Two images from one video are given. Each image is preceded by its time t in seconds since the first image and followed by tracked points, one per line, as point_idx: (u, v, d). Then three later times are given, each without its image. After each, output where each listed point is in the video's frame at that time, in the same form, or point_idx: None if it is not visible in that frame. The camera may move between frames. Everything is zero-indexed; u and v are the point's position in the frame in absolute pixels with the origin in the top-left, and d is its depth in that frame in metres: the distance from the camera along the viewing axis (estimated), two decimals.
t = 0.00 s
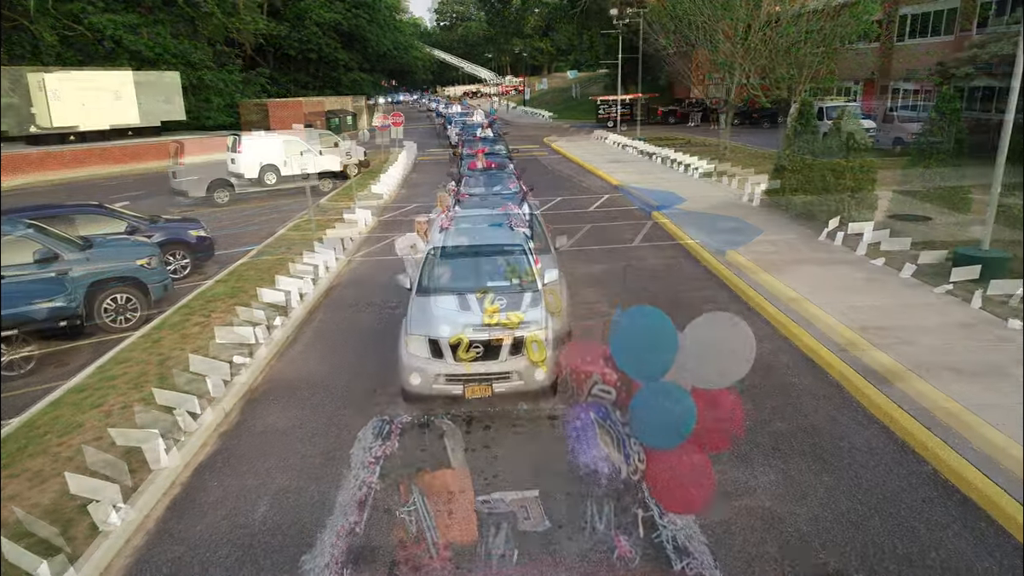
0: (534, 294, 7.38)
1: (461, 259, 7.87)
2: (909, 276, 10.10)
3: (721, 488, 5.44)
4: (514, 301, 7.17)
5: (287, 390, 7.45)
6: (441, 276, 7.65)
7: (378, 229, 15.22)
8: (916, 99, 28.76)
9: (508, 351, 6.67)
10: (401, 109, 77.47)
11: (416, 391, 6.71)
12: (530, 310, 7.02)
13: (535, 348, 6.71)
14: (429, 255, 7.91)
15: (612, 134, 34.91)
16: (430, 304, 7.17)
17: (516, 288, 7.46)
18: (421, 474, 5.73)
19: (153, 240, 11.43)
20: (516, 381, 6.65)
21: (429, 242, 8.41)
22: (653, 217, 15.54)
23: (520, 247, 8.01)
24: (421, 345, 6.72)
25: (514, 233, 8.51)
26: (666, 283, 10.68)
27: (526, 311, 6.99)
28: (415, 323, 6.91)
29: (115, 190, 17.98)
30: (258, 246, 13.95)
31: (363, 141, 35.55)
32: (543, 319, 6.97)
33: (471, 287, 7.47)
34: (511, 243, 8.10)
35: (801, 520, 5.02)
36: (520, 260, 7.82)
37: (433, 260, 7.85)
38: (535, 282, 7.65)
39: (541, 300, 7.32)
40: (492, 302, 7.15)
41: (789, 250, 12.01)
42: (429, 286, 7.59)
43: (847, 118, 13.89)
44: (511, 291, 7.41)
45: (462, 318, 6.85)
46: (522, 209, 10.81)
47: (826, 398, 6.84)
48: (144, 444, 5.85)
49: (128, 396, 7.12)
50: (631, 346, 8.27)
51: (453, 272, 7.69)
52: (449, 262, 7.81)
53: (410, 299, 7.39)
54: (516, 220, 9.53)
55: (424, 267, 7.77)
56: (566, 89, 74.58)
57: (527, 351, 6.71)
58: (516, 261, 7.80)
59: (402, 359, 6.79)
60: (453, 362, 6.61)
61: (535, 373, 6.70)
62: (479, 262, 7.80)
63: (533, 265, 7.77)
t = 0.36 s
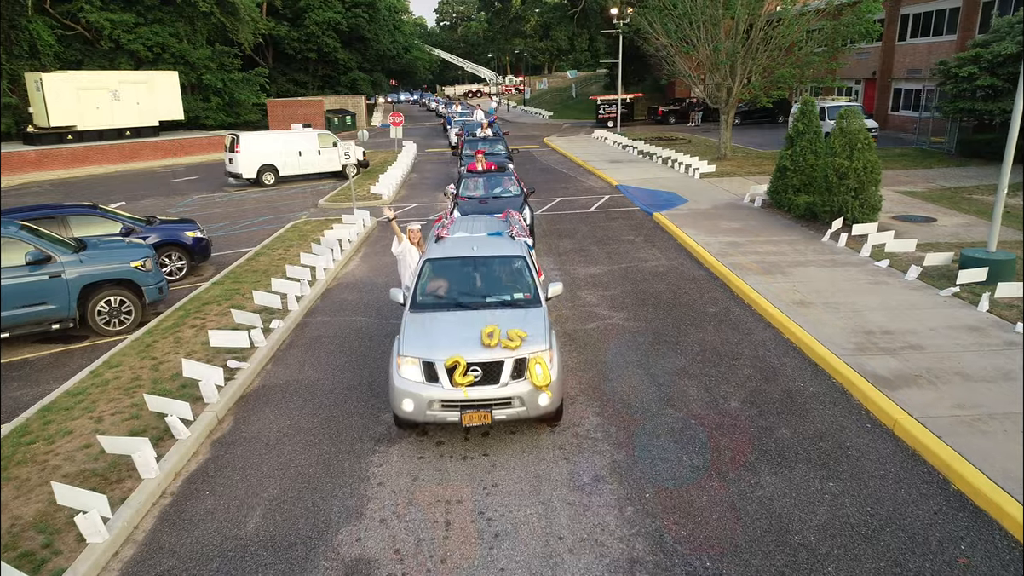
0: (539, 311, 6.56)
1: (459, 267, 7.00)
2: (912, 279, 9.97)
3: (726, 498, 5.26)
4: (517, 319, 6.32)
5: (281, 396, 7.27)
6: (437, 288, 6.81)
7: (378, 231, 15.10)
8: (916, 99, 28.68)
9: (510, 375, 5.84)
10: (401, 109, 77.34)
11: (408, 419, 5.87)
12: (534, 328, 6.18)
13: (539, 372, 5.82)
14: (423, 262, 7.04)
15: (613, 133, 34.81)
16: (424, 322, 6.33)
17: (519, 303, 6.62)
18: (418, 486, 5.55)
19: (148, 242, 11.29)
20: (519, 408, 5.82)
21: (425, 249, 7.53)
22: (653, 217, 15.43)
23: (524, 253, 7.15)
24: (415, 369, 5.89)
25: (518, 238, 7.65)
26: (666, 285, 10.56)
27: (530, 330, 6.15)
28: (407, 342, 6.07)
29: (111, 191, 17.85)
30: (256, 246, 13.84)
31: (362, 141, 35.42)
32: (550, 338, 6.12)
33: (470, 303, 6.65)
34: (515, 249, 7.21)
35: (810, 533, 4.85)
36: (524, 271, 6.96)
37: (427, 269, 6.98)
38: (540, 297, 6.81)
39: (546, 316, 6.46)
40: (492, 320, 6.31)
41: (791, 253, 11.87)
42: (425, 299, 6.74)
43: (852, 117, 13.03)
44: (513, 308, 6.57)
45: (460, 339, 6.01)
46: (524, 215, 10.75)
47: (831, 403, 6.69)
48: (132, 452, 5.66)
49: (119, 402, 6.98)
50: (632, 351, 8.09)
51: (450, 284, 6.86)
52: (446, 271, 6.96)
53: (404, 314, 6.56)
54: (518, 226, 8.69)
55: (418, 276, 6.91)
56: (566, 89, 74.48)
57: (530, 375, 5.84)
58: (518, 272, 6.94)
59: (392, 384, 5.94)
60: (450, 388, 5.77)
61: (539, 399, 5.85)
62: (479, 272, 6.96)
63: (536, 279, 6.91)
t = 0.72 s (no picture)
0: (544, 332, 6.00)
1: (457, 283, 6.46)
2: (920, 282, 9.81)
3: (734, 512, 5.09)
4: (521, 342, 5.76)
5: (277, 403, 7.12)
6: (434, 307, 6.27)
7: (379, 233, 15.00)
8: (919, 99, 28.46)
9: (514, 406, 5.29)
10: (400, 109, 77.12)
11: (401, 456, 5.29)
12: (540, 353, 5.62)
13: (546, 403, 5.26)
14: (418, 278, 6.50)
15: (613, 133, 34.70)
16: (419, 346, 5.78)
17: (523, 324, 6.07)
18: (417, 498, 5.40)
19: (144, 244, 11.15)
20: (523, 443, 5.25)
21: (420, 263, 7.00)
22: (654, 218, 15.28)
23: (528, 268, 6.60)
24: (408, 400, 5.32)
25: (520, 251, 7.12)
26: (669, 288, 10.41)
27: (535, 355, 5.59)
28: (399, 369, 5.51)
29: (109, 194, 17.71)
30: (254, 248, 13.70)
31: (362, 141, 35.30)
32: (557, 364, 5.56)
33: (469, 323, 6.09)
34: (517, 264, 6.67)
35: (822, 549, 4.68)
36: (527, 287, 6.42)
37: (422, 285, 6.44)
38: (546, 315, 6.24)
39: (553, 338, 5.90)
40: (493, 344, 5.75)
41: (795, 255, 11.73)
42: (419, 319, 6.19)
43: (857, 117, 12.83)
44: (517, 329, 6.01)
45: (458, 366, 5.45)
46: (526, 221, 10.59)
47: (840, 411, 6.53)
48: (124, 462, 5.51)
49: (112, 409, 6.83)
50: (635, 356, 7.95)
51: (448, 303, 6.31)
52: (443, 288, 6.42)
53: (397, 336, 6.00)
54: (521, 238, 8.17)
55: (412, 294, 6.36)
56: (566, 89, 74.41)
57: (535, 407, 5.29)
58: (522, 289, 6.40)
59: (383, 416, 5.37)
60: (447, 421, 5.20)
61: (546, 433, 5.30)
62: (479, 289, 6.41)
63: (541, 296, 6.36)
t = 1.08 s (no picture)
0: (552, 360, 5.44)
1: (457, 302, 5.89)
2: (927, 286, 9.66)
3: (743, 523, 4.98)
4: (527, 373, 5.21)
5: (274, 411, 6.98)
6: (431, 330, 5.71)
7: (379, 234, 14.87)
8: (922, 99, 28.26)
9: (520, 445, 4.74)
10: (400, 109, 77.03)
11: (392, 502, 4.73)
12: (548, 386, 5.07)
13: (556, 444, 4.72)
14: (413, 297, 5.92)
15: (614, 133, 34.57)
16: (414, 376, 5.22)
17: (529, 350, 5.52)
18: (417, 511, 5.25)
19: (140, 247, 11.01)
20: (531, 488, 4.70)
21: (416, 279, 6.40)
22: (656, 220, 15.12)
23: (534, 286, 6.04)
24: (400, 440, 4.77)
25: (525, 267, 6.53)
26: (672, 292, 10.27)
27: (543, 388, 5.04)
28: (392, 403, 4.96)
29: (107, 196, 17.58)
30: (252, 250, 13.57)
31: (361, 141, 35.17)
32: (567, 399, 5.01)
33: (469, 349, 5.53)
34: (522, 282, 6.10)
35: (834, 567, 4.52)
36: (534, 308, 5.85)
37: (418, 305, 5.87)
38: (554, 340, 5.68)
39: (562, 367, 5.34)
40: (496, 374, 5.19)
41: (800, 257, 11.59)
42: (415, 343, 5.62)
43: (862, 117, 12.59)
44: (522, 356, 5.45)
45: (457, 401, 4.90)
46: (528, 227, 10.43)
47: (849, 420, 6.38)
48: (115, 473, 5.36)
49: (104, 418, 6.68)
50: (639, 362, 7.80)
51: (446, 325, 5.74)
52: (441, 308, 5.85)
53: (391, 363, 5.43)
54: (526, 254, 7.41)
55: (407, 315, 5.79)
56: (566, 89, 74.24)
57: (544, 448, 4.75)
58: (527, 310, 5.83)
59: (373, 456, 4.82)
60: (445, 464, 4.65)
61: (555, 477, 4.75)
62: (481, 309, 5.84)
63: (549, 318, 5.80)
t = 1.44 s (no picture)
0: (561, 396, 4.91)
1: (454, 329, 5.34)
2: (934, 289, 9.50)
3: (751, 538, 4.83)
4: (533, 414, 4.69)
5: (270, 419, 6.83)
6: (426, 361, 5.18)
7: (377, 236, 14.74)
8: (925, 100, 28.09)
9: (526, 499, 4.23)
10: (400, 109, 76.87)
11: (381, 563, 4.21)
12: (557, 429, 4.56)
13: (567, 498, 4.22)
14: (406, 322, 5.38)
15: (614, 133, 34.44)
16: (406, 417, 4.68)
17: (535, 384, 5.00)
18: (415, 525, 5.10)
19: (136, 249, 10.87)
20: (538, 549, 4.18)
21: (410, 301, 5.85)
22: (658, 222, 14.97)
23: (539, 310, 5.49)
24: (390, 493, 4.25)
25: (529, 286, 5.96)
26: (675, 296, 10.12)
27: (551, 432, 4.53)
28: (380, 448, 4.45)
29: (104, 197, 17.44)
30: (250, 252, 13.44)
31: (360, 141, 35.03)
32: (579, 443, 4.51)
33: (468, 384, 5.00)
34: (527, 304, 5.55)
35: None
36: (540, 336, 5.31)
37: (411, 331, 5.33)
38: (562, 372, 5.14)
39: (572, 405, 4.82)
40: (499, 416, 4.66)
41: (804, 259, 11.45)
42: (408, 376, 5.09)
43: (866, 118, 12.50)
44: (526, 392, 4.93)
45: (454, 448, 4.39)
46: (531, 233, 10.27)
47: (858, 429, 6.23)
48: (105, 485, 5.22)
49: (96, 426, 6.53)
50: (643, 368, 7.65)
51: (442, 354, 5.21)
52: (437, 335, 5.30)
53: (381, 400, 4.90)
54: (531, 269, 6.83)
55: (399, 343, 5.26)
56: (566, 88, 74.10)
57: (554, 502, 4.24)
58: (533, 337, 5.30)
59: (359, 511, 4.29)
60: (440, 522, 4.13)
61: (566, 535, 4.24)
62: (481, 336, 5.29)
63: (557, 347, 5.26)
